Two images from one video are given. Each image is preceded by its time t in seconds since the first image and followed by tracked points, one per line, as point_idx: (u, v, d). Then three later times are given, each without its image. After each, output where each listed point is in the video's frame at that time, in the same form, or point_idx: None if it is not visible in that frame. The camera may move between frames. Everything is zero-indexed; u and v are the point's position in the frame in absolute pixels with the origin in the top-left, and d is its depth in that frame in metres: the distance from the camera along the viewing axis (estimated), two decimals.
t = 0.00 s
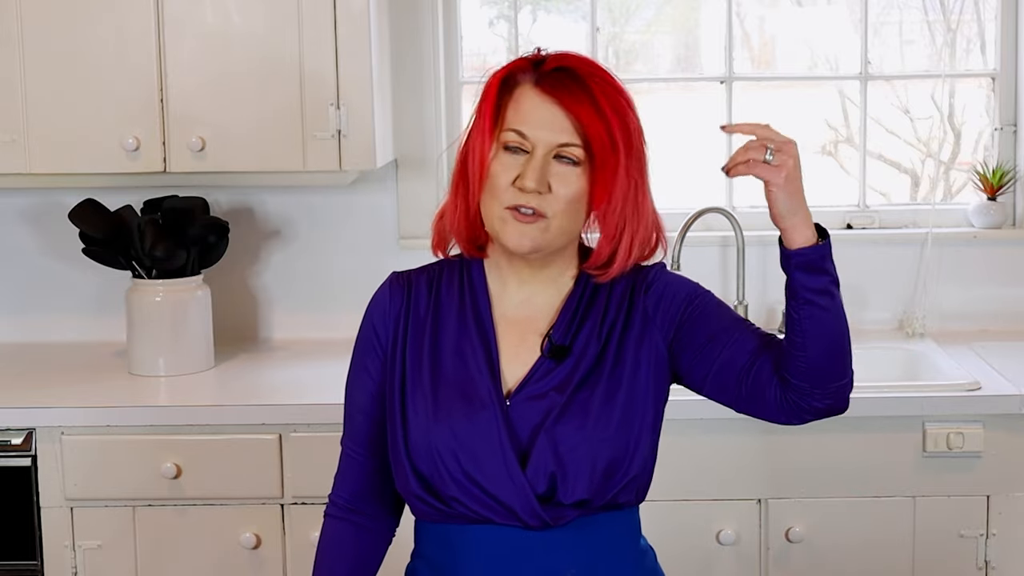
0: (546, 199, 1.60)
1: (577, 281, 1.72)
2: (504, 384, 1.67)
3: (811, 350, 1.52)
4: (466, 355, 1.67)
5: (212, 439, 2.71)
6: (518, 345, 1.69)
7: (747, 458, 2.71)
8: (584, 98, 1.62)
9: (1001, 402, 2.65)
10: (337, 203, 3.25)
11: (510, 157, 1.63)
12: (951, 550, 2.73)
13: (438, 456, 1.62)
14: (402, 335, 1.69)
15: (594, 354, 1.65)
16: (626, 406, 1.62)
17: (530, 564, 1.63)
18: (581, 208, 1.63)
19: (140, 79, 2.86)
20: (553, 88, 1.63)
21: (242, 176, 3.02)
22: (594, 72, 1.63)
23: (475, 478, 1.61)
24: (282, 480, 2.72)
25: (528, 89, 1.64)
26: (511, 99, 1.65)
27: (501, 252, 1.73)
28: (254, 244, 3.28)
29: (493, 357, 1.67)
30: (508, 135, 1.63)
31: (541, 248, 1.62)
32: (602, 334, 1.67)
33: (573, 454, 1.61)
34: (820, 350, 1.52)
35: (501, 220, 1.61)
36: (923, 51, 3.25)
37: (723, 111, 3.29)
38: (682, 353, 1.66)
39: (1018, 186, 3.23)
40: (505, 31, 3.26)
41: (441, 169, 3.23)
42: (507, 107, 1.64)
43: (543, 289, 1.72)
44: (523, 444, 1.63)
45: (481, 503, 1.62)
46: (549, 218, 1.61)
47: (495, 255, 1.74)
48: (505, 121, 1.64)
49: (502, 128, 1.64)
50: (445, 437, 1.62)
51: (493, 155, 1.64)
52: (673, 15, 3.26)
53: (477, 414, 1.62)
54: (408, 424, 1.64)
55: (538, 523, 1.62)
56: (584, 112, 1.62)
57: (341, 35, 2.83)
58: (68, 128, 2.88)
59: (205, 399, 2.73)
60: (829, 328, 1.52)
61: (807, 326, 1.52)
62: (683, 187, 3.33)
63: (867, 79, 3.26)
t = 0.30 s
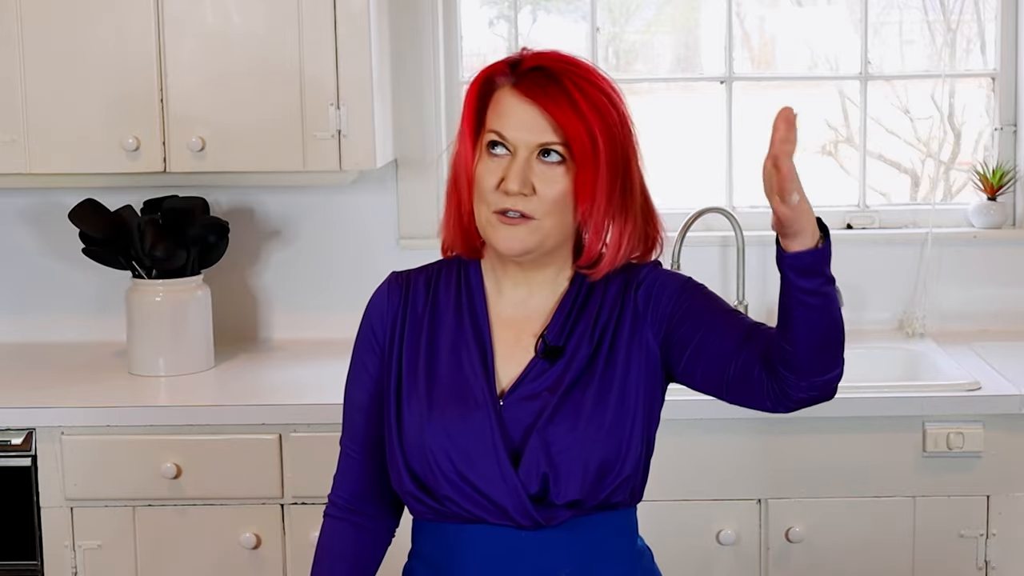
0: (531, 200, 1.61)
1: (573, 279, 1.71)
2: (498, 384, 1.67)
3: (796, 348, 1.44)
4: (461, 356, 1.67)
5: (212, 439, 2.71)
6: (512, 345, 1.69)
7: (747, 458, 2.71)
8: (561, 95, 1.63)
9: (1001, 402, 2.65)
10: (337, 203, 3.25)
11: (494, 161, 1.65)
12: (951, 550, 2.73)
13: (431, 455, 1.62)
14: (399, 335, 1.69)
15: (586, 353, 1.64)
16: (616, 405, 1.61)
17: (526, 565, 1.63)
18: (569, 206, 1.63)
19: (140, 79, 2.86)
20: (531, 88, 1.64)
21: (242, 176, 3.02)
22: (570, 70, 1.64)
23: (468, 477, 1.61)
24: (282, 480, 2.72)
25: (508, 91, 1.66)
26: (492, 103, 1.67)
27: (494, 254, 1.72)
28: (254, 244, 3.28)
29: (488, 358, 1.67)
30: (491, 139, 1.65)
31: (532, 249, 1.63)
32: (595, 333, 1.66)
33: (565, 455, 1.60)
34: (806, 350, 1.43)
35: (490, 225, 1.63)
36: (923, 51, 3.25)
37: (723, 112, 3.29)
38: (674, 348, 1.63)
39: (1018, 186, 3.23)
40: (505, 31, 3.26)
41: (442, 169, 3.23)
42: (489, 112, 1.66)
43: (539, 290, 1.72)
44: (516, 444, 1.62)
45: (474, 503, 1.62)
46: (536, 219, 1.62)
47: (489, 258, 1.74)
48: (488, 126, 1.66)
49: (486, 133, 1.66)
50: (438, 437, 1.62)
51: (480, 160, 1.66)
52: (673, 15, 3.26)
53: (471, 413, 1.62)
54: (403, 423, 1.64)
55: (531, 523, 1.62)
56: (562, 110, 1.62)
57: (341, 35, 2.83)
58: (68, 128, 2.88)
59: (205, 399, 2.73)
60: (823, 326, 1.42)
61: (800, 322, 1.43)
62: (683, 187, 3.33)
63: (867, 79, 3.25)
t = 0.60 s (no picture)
0: (518, 200, 1.62)
1: (566, 280, 1.71)
2: (494, 387, 1.67)
3: (803, 357, 1.44)
4: (456, 358, 1.67)
5: (212, 439, 2.71)
6: (506, 347, 1.69)
7: (747, 458, 2.71)
8: (540, 93, 1.62)
9: (1001, 402, 2.65)
10: (337, 203, 3.25)
11: (479, 162, 1.65)
12: (951, 550, 2.73)
13: (427, 459, 1.62)
14: (393, 337, 1.70)
15: (581, 355, 1.65)
16: (612, 407, 1.62)
17: (524, 567, 1.62)
18: (557, 203, 1.64)
19: (140, 79, 2.86)
20: (509, 87, 1.64)
21: (242, 175, 3.02)
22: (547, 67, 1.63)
23: (463, 480, 1.61)
24: (282, 480, 2.72)
25: (487, 91, 1.66)
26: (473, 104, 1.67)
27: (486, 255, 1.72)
28: (254, 244, 3.28)
29: (483, 360, 1.66)
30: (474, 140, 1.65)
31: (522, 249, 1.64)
32: (589, 334, 1.66)
33: (561, 458, 1.60)
34: (813, 361, 1.43)
35: (478, 226, 1.63)
36: (923, 51, 3.25)
37: (723, 111, 3.29)
38: (672, 350, 1.63)
39: (1018, 186, 3.23)
40: (505, 31, 3.26)
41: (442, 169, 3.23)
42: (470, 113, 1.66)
43: (532, 290, 1.72)
44: (512, 447, 1.62)
45: (470, 506, 1.62)
46: (524, 218, 1.63)
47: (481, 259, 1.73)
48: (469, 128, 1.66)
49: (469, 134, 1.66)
50: (434, 440, 1.62)
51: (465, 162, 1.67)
52: (673, 15, 3.26)
53: (466, 417, 1.62)
54: (398, 426, 1.64)
55: (528, 525, 1.61)
56: (542, 108, 1.62)
57: (341, 35, 2.83)
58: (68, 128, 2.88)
59: (206, 399, 2.73)
60: (834, 342, 1.42)
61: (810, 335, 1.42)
62: (683, 187, 3.33)
63: (867, 79, 3.25)
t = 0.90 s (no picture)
0: (497, 197, 1.62)
1: (567, 282, 1.71)
2: (495, 388, 1.67)
3: (810, 365, 1.43)
4: (457, 359, 1.67)
5: (212, 439, 2.71)
6: (508, 349, 1.69)
7: (747, 458, 2.71)
8: (524, 91, 1.63)
9: (1001, 402, 2.65)
10: (337, 203, 3.25)
11: (469, 159, 1.67)
12: (951, 550, 2.73)
13: (427, 460, 1.62)
14: (394, 338, 1.70)
15: (583, 357, 1.64)
16: (614, 409, 1.61)
17: (525, 568, 1.62)
18: (538, 203, 1.63)
19: (140, 79, 2.86)
20: (496, 85, 1.65)
21: (242, 175, 3.02)
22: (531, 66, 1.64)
23: (464, 482, 1.61)
24: (282, 480, 2.72)
25: (477, 91, 1.68)
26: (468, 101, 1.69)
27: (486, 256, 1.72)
28: (254, 243, 3.28)
29: (484, 362, 1.66)
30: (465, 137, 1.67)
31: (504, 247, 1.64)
32: (592, 336, 1.66)
33: (563, 460, 1.60)
34: (820, 370, 1.43)
35: (462, 224, 1.65)
36: (923, 51, 3.25)
37: (723, 111, 3.29)
38: (674, 352, 1.63)
39: (1018, 186, 3.23)
40: (505, 31, 3.26)
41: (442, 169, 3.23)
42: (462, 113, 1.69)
43: (532, 291, 1.72)
44: (513, 450, 1.62)
45: (471, 508, 1.62)
46: (506, 216, 1.63)
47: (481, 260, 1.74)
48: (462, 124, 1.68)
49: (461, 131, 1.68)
50: (435, 441, 1.62)
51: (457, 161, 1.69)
52: (673, 15, 3.26)
53: (467, 418, 1.62)
54: (399, 426, 1.64)
55: (530, 528, 1.61)
56: (521, 106, 1.62)
57: (341, 35, 2.83)
58: (68, 128, 2.87)
59: (205, 399, 2.73)
60: (839, 349, 1.42)
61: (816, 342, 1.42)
62: (683, 187, 3.33)
63: (867, 79, 3.25)
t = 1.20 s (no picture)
0: (512, 198, 1.62)
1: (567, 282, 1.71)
2: (495, 388, 1.66)
3: (819, 367, 1.44)
4: (457, 360, 1.67)
5: (212, 439, 2.71)
6: (509, 349, 1.69)
7: (747, 458, 2.71)
8: (536, 89, 1.63)
9: (1001, 402, 2.65)
10: (337, 203, 3.25)
11: (476, 160, 1.66)
12: (951, 550, 2.73)
13: (428, 461, 1.62)
14: (393, 338, 1.69)
15: (585, 356, 1.64)
16: (616, 409, 1.61)
17: (525, 569, 1.62)
18: (550, 204, 1.63)
19: (140, 79, 2.86)
20: (504, 84, 1.65)
21: (242, 175, 3.02)
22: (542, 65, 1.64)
23: (465, 482, 1.61)
24: (282, 480, 2.72)
25: (483, 90, 1.67)
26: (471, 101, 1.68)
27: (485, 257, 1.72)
28: (254, 243, 3.28)
29: (484, 362, 1.66)
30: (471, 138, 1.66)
31: (518, 249, 1.63)
32: (594, 335, 1.66)
33: (565, 460, 1.60)
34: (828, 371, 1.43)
35: (472, 226, 1.64)
36: (923, 51, 3.25)
37: (723, 111, 3.29)
38: (675, 352, 1.63)
39: (1018, 186, 3.23)
40: (505, 31, 3.26)
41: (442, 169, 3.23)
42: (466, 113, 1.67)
43: (532, 291, 1.71)
44: (514, 451, 1.62)
45: (473, 508, 1.62)
46: (519, 217, 1.63)
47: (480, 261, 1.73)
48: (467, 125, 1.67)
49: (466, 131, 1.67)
50: (436, 442, 1.62)
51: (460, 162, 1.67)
52: (673, 15, 3.26)
53: (467, 419, 1.62)
54: (399, 427, 1.64)
55: (531, 528, 1.61)
56: (537, 106, 1.62)
57: (341, 35, 2.83)
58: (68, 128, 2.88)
59: (205, 399, 2.73)
60: (845, 352, 1.42)
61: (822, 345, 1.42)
62: (683, 188, 3.33)
63: (867, 79, 3.25)
